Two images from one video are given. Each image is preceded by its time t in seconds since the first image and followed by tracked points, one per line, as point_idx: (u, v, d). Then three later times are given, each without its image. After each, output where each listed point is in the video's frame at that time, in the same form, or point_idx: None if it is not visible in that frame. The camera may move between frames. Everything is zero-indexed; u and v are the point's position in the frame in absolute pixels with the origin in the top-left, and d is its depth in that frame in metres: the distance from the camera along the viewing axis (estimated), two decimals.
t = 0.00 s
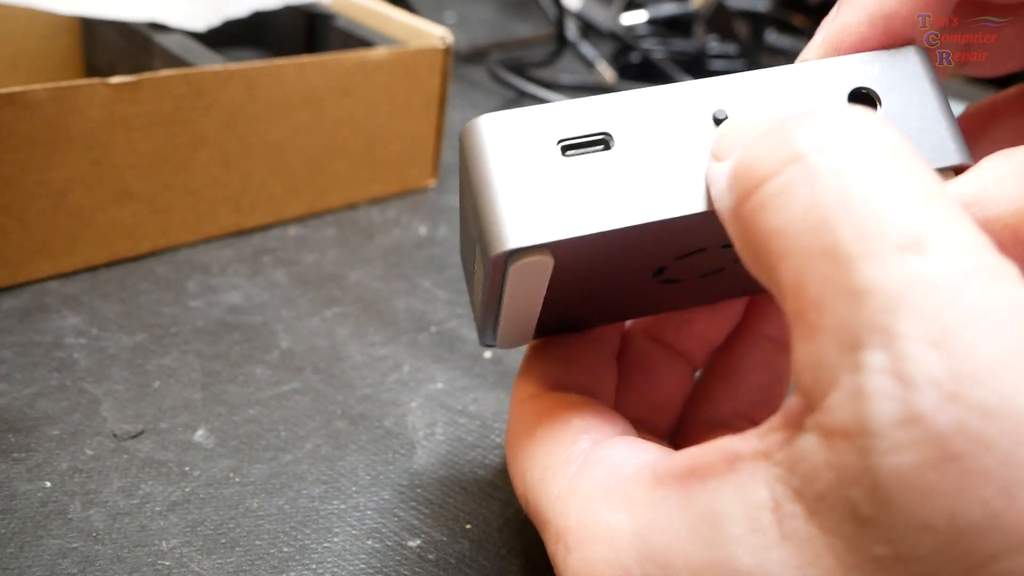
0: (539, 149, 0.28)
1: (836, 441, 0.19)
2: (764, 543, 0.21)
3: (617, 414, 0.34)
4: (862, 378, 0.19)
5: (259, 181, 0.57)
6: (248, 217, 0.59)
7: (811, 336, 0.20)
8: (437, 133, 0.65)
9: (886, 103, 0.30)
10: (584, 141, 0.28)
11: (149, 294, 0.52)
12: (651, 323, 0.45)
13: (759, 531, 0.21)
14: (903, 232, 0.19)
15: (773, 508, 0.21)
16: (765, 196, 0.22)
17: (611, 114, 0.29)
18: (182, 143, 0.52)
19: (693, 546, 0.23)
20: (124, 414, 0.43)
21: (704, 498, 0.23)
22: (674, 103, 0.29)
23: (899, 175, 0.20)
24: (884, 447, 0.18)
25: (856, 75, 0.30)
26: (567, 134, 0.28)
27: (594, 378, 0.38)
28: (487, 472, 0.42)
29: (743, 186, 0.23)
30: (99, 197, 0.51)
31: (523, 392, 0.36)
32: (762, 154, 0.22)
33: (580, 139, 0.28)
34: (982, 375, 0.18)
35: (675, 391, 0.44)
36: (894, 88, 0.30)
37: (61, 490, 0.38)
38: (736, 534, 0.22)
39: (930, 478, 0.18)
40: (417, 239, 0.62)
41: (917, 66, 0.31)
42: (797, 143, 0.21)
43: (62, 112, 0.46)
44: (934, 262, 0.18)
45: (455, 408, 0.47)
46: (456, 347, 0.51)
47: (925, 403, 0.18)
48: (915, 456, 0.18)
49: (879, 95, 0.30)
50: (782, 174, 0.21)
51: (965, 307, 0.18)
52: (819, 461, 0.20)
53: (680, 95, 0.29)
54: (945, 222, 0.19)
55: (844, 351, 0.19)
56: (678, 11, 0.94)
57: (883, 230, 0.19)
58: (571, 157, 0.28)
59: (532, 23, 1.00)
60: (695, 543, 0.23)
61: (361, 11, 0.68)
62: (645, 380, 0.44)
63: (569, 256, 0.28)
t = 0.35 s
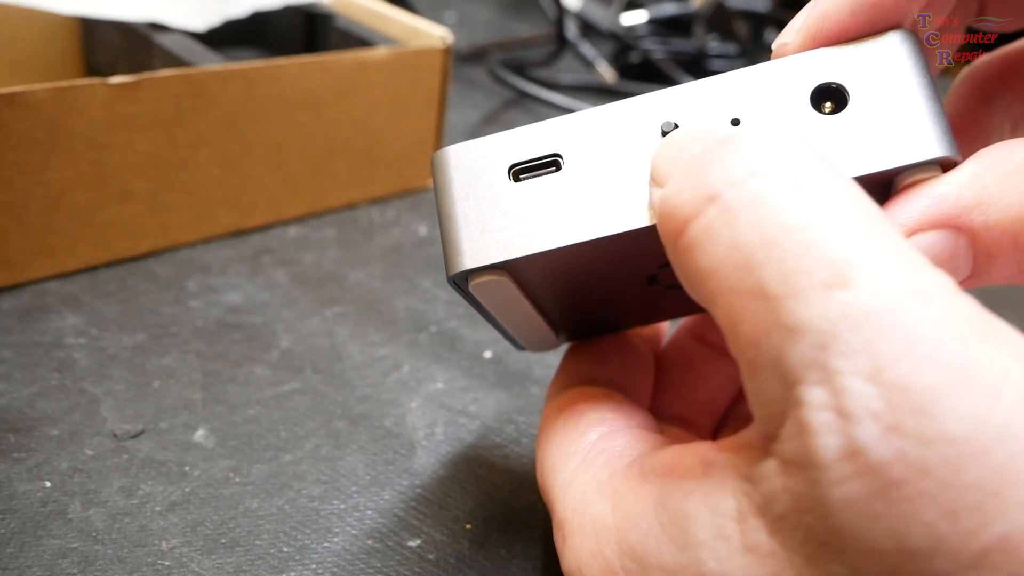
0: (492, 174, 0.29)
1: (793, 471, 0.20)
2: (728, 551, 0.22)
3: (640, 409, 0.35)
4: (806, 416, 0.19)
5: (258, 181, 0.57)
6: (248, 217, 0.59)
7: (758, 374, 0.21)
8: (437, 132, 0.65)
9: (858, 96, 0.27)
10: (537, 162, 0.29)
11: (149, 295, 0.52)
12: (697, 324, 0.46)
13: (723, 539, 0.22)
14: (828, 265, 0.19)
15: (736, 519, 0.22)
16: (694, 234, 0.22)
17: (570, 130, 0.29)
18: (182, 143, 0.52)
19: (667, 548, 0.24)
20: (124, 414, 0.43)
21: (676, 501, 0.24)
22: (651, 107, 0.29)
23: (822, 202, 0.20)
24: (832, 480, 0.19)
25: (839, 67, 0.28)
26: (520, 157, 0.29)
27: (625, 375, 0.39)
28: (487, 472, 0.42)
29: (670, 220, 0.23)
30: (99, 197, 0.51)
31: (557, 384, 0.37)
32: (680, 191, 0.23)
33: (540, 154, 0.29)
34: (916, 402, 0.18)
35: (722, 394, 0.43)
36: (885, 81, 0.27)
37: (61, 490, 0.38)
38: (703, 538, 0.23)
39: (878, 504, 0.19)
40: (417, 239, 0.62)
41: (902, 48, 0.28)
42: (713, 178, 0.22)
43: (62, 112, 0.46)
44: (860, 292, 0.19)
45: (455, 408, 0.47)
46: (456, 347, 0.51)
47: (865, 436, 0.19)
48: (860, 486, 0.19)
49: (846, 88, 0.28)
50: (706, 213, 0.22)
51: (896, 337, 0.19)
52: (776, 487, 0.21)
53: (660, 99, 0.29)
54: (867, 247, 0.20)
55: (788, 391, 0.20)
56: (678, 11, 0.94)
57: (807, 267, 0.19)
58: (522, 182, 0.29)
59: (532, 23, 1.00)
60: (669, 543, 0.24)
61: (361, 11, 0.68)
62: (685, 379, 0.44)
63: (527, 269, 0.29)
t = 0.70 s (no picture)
0: (484, 198, 0.30)
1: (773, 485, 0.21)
2: (716, 543, 0.22)
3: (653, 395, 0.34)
4: (775, 433, 0.20)
5: (258, 181, 0.57)
6: (248, 217, 0.59)
7: (729, 398, 0.22)
8: (437, 132, 0.65)
9: (845, 125, 0.28)
10: (528, 184, 0.29)
11: (149, 294, 0.52)
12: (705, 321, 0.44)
13: (713, 529, 0.23)
14: (780, 290, 0.20)
15: (724, 514, 0.22)
16: (657, 275, 0.23)
17: (559, 155, 0.29)
18: (182, 143, 0.52)
19: (667, 525, 0.24)
20: (124, 415, 0.43)
21: (673, 490, 0.24)
22: (644, 133, 0.29)
23: (766, 232, 0.21)
24: (808, 489, 0.20)
25: (823, 98, 0.28)
26: (513, 180, 0.29)
27: (636, 364, 0.38)
28: (487, 472, 0.42)
29: (632, 263, 0.24)
30: (99, 197, 0.51)
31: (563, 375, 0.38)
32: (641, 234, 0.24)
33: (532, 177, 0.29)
34: (877, 410, 0.19)
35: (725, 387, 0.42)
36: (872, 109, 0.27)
37: (61, 491, 0.38)
38: (695, 525, 0.23)
39: (853, 511, 0.19)
40: (417, 239, 0.62)
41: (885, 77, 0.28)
42: (669, 221, 0.23)
43: (62, 112, 0.46)
44: (813, 312, 0.20)
45: (455, 408, 0.47)
46: (456, 347, 0.51)
47: (833, 446, 0.19)
48: (834, 494, 0.19)
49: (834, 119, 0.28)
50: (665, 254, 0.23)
51: (853, 350, 0.20)
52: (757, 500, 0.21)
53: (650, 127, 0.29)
54: (818, 267, 0.21)
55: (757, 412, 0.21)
56: (678, 11, 0.94)
57: (761, 293, 0.20)
58: (514, 203, 0.29)
59: (532, 23, 1.00)
60: (668, 519, 0.24)
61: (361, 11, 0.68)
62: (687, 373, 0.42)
63: (516, 290, 0.30)
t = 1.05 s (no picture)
0: (477, 207, 0.29)
1: (767, 512, 0.21)
2: (715, 563, 0.23)
3: (646, 395, 0.35)
4: (768, 463, 0.20)
5: (259, 182, 0.58)
6: (248, 217, 0.59)
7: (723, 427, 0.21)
8: (437, 132, 0.65)
9: (838, 143, 0.28)
10: (521, 196, 0.29)
11: (149, 294, 0.52)
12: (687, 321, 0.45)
13: (713, 547, 0.23)
14: (768, 320, 0.20)
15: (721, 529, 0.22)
16: (652, 299, 0.23)
17: (553, 163, 0.29)
18: (182, 143, 0.52)
19: (666, 542, 0.24)
20: (124, 415, 0.43)
21: (672, 505, 0.24)
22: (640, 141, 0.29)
23: (758, 259, 0.21)
24: (801, 519, 0.20)
25: (819, 110, 0.28)
26: (506, 191, 0.29)
27: (627, 364, 0.39)
28: (487, 472, 0.42)
29: (627, 284, 0.24)
30: (99, 197, 0.51)
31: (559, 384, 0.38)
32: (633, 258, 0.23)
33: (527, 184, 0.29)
34: (868, 442, 0.19)
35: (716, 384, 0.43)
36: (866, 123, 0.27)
37: (61, 490, 0.38)
38: (692, 544, 0.23)
39: (844, 540, 0.19)
40: (417, 238, 0.62)
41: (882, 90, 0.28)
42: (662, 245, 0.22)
43: (62, 112, 0.46)
44: (803, 343, 0.19)
45: (455, 408, 0.47)
46: (456, 347, 0.51)
47: (826, 477, 0.19)
48: (826, 525, 0.19)
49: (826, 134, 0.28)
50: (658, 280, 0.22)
51: (843, 383, 0.19)
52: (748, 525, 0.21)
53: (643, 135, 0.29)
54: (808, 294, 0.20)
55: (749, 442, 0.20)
56: (678, 11, 0.94)
57: (749, 322, 0.20)
58: (507, 214, 0.29)
59: (532, 23, 1.00)
60: (667, 536, 0.24)
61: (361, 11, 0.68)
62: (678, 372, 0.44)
63: (509, 298, 0.30)
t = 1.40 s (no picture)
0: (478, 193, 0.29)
1: (801, 508, 0.20)
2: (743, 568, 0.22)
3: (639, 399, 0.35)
4: (811, 458, 0.19)
5: (258, 182, 0.58)
6: (248, 217, 0.59)
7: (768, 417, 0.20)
8: (437, 132, 0.65)
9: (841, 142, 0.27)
10: (520, 184, 0.29)
11: (149, 294, 0.52)
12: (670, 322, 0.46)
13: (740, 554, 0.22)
14: (830, 310, 0.19)
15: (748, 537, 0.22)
16: (704, 273, 0.22)
17: (556, 153, 0.29)
18: (182, 144, 0.52)
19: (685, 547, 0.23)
20: (124, 414, 0.43)
21: (691, 512, 0.24)
22: (644, 133, 0.29)
23: (824, 249, 0.20)
24: (837, 522, 0.19)
25: (825, 110, 0.28)
26: (505, 178, 0.29)
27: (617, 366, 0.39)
28: (487, 472, 0.42)
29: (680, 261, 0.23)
30: (99, 197, 0.51)
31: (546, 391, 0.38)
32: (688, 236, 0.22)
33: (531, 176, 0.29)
34: (916, 446, 0.18)
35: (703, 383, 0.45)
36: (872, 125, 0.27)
37: (61, 490, 0.38)
38: (718, 551, 0.22)
39: (881, 547, 0.19)
40: (417, 238, 0.62)
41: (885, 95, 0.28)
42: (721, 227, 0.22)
43: (62, 112, 0.46)
44: (864, 338, 0.19)
45: (455, 408, 0.47)
46: (456, 347, 0.51)
47: (871, 480, 0.18)
48: (864, 530, 0.19)
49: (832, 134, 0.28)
50: (714, 253, 0.22)
51: (900, 385, 0.18)
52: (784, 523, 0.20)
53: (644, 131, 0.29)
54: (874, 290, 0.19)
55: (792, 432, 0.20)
56: (678, 11, 0.94)
57: (810, 310, 0.19)
58: (506, 203, 0.29)
59: (532, 23, 1.00)
60: (687, 540, 0.23)
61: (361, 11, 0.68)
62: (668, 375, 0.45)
63: (510, 288, 0.29)
